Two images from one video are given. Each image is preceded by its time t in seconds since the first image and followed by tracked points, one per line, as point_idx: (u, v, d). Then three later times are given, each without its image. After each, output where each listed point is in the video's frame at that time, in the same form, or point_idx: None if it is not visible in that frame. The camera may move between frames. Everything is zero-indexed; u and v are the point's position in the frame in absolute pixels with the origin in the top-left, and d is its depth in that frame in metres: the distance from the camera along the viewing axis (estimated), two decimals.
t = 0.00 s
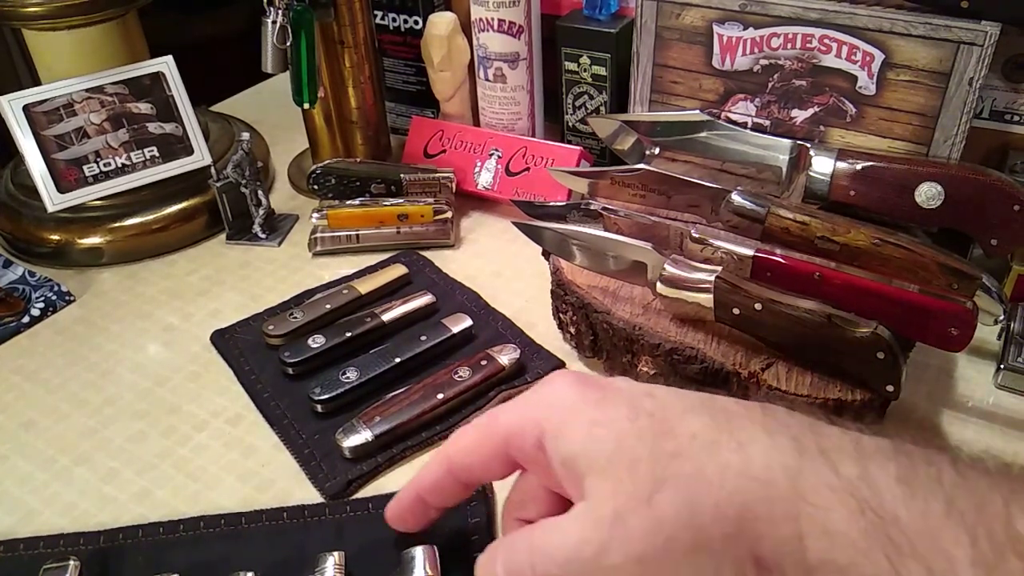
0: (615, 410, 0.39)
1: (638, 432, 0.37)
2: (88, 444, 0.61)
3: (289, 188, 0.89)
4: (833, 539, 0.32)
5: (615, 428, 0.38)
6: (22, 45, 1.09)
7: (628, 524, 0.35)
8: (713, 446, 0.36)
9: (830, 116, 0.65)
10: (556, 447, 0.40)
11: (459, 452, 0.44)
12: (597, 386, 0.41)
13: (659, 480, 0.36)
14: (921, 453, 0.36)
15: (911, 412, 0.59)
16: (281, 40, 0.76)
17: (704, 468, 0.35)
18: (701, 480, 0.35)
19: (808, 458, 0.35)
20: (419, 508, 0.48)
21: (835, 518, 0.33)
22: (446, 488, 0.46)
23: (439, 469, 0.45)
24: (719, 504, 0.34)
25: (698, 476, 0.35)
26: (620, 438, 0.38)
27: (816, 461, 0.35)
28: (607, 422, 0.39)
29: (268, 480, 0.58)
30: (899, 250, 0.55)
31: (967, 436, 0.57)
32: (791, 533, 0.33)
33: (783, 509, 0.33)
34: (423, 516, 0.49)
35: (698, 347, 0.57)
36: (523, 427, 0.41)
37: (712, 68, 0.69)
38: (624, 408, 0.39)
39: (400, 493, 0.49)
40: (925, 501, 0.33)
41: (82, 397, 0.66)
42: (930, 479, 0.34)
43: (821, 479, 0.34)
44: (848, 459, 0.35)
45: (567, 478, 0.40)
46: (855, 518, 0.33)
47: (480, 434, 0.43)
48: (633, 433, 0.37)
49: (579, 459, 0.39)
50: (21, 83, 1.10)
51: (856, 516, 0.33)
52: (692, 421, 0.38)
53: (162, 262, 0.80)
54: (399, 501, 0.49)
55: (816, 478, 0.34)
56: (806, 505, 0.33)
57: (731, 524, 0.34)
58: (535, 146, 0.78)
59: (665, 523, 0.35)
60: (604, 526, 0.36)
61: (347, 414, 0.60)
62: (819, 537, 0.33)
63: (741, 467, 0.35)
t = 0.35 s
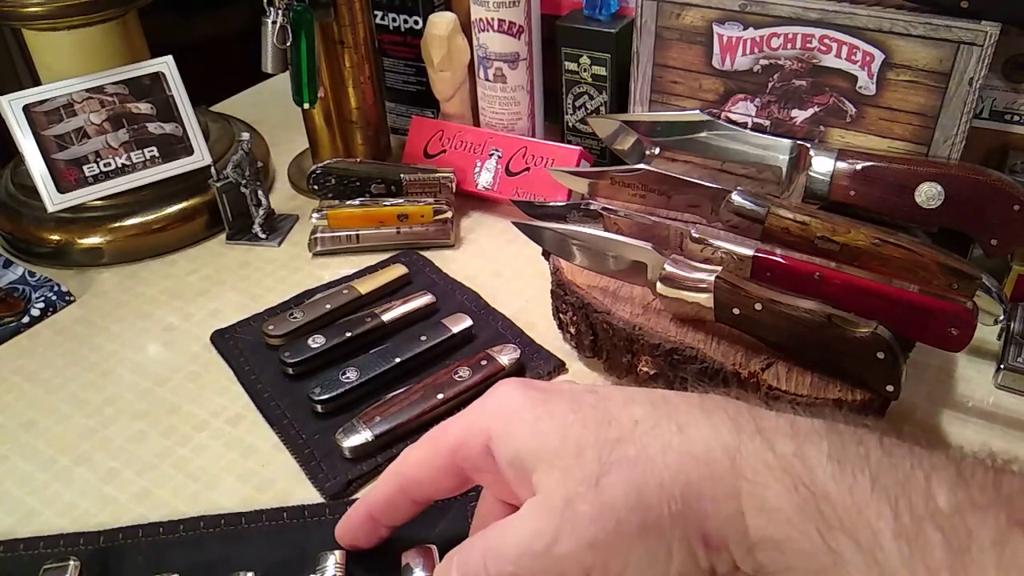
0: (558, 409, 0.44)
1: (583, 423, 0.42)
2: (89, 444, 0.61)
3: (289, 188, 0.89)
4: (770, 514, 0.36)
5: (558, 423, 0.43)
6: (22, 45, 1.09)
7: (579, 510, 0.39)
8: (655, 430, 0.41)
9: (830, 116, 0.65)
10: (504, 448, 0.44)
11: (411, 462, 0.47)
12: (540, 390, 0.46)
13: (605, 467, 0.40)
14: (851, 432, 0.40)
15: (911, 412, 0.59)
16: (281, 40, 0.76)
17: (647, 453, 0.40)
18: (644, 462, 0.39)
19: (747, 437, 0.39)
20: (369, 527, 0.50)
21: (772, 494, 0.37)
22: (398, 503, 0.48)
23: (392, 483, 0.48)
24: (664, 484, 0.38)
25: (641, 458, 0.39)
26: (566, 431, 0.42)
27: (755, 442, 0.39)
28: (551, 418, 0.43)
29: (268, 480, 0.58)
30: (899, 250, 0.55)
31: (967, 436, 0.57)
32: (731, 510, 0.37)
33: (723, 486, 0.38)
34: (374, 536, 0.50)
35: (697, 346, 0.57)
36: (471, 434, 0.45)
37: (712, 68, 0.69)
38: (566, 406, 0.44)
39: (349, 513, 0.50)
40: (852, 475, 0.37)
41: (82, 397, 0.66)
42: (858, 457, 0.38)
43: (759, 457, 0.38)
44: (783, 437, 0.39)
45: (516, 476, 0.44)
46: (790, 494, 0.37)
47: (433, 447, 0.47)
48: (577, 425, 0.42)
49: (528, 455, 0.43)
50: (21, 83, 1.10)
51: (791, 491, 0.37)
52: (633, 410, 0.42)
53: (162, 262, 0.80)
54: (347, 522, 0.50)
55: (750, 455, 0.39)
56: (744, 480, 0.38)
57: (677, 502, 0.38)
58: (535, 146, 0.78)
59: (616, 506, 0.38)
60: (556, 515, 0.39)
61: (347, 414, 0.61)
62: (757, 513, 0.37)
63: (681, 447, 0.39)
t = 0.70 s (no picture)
0: (551, 409, 0.44)
1: (577, 421, 0.42)
2: (89, 444, 0.61)
3: (289, 188, 0.89)
4: (764, 504, 0.37)
5: (551, 422, 0.43)
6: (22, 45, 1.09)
7: (576, 507, 0.39)
8: (648, 425, 0.41)
9: (830, 116, 0.65)
10: (500, 449, 0.44)
11: (405, 473, 0.47)
12: (533, 392, 0.46)
13: (600, 463, 0.40)
14: (843, 424, 0.40)
15: (911, 412, 0.59)
16: (281, 40, 0.76)
17: (641, 448, 0.40)
18: (639, 456, 0.40)
19: (740, 429, 0.40)
20: (359, 539, 0.50)
21: (766, 485, 0.38)
22: (391, 516, 0.48)
23: (386, 497, 0.48)
24: (661, 477, 0.39)
25: (637, 453, 0.40)
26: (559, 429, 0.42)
27: (747, 433, 0.40)
28: (545, 419, 0.43)
29: (268, 480, 0.58)
30: (899, 250, 0.55)
31: (967, 437, 0.57)
32: (729, 501, 0.38)
33: (720, 478, 0.38)
34: (363, 549, 0.50)
35: (697, 347, 0.57)
36: (467, 439, 0.46)
37: (712, 68, 0.69)
38: (559, 406, 0.44)
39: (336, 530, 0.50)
40: (843, 466, 0.37)
41: (82, 397, 0.66)
42: (849, 447, 0.38)
43: (753, 448, 0.39)
44: (777, 429, 0.40)
45: (513, 478, 0.44)
46: (783, 486, 0.37)
47: (427, 457, 0.47)
48: (571, 424, 0.42)
49: (523, 454, 0.43)
50: (21, 83, 1.10)
51: (783, 482, 0.37)
52: (626, 406, 0.43)
53: (162, 262, 0.80)
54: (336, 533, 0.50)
55: (745, 447, 0.39)
56: (738, 471, 0.38)
57: (674, 495, 0.38)
58: (535, 146, 0.78)
59: (613, 501, 0.38)
60: (555, 514, 0.39)
61: (347, 413, 0.61)
62: (753, 505, 0.37)
63: (677, 440, 0.40)
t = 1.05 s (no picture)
0: (468, 368, 0.40)
1: (492, 380, 0.38)
2: (87, 444, 0.61)
3: (288, 187, 0.89)
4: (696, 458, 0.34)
5: (469, 383, 0.39)
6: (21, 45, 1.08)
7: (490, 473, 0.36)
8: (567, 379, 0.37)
9: (831, 116, 0.65)
10: (416, 416, 0.40)
11: (328, 449, 0.43)
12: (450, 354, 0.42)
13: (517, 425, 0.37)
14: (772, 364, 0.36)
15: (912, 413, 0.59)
16: (280, 39, 0.76)
17: (559, 405, 0.37)
18: (555, 414, 0.36)
19: (664, 376, 0.36)
20: (287, 522, 0.45)
21: (697, 435, 0.34)
22: (317, 495, 0.44)
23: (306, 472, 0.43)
24: (579, 437, 0.36)
25: (559, 411, 0.36)
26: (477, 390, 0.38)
27: (673, 379, 0.36)
28: (462, 379, 0.39)
29: (267, 481, 0.58)
30: (900, 250, 0.55)
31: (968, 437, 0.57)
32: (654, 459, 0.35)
33: (642, 434, 0.35)
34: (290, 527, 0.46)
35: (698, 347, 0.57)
36: (385, 406, 0.41)
37: (713, 67, 0.69)
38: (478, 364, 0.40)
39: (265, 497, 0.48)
40: (780, 413, 0.34)
41: (81, 398, 0.65)
42: (784, 389, 0.34)
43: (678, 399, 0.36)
44: (708, 376, 0.36)
45: (427, 444, 0.40)
46: (715, 435, 0.34)
47: (343, 427, 0.43)
48: (486, 384, 0.38)
49: (439, 420, 0.39)
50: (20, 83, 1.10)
51: (715, 431, 0.34)
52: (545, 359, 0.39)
53: (161, 262, 0.80)
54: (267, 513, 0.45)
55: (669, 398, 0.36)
56: (665, 423, 0.35)
57: (594, 455, 0.36)
58: (535, 146, 0.78)
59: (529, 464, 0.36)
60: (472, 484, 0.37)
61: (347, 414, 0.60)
62: (683, 459, 0.35)
63: (599, 394, 0.36)
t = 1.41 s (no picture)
0: (389, 410, 0.43)
1: (415, 420, 0.42)
2: (87, 445, 0.61)
3: (288, 187, 0.89)
4: (614, 484, 0.37)
5: (390, 426, 0.42)
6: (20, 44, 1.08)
7: (419, 509, 0.38)
8: (486, 414, 0.41)
9: (831, 116, 0.65)
10: (343, 459, 0.42)
11: (268, 495, 0.45)
12: (374, 395, 0.45)
13: (440, 462, 0.39)
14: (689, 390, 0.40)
15: (912, 413, 0.59)
16: (280, 39, 0.76)
17: (477, 438, 0.40)
18: (475, 448, 0.39)
19: (581, 404, 0.40)
20: (242, 556, 0.48)
21: (612, 462, 0.38)
22: (264, 534, 0.47)
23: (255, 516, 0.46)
24: (500, 471, 0.39)
25: (474, 446, 0.39)
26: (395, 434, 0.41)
27: (587, 405, 0.40)
28: (382, 423, 0.42)
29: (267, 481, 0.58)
30: (900, 250, 0.55)
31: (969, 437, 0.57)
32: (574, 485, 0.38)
33: (559, 463, 0.39)
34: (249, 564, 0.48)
35: (698, 347, 0.57)
36: (314, 452, 0.44)
37: (713, 67, 0.69)
38: (397, 406, 0.43)
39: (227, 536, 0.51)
40: (691, 437, 0.37)
41: (81, 398, 0.65)
42: (695, 415, 0.38)
43: (595, 424, 0.39)
44: (618, 401, 0.40)
45: (360, 488, 0.43)
46: (629, 462, 0.38)
47: (282, 472, 0.45)
48: (409, 425, 0.41)
49: (365, 463, 0.42)
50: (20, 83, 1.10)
51: (629, 457, 0.38)
52: (467, 396, 0.42)
53: (161, 262, 0.80)
54: (224, 551, 0.48)
55: (585, 428, 0.39)
56: (580, 451, 0.39)
57: (514, 487, 0.38)
58: (535, 146, 0.78)
59: (453, 501, 0.38)
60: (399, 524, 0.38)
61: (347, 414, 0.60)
62: (603, 485, 0.38)
63: (515, 427, 0.40)
